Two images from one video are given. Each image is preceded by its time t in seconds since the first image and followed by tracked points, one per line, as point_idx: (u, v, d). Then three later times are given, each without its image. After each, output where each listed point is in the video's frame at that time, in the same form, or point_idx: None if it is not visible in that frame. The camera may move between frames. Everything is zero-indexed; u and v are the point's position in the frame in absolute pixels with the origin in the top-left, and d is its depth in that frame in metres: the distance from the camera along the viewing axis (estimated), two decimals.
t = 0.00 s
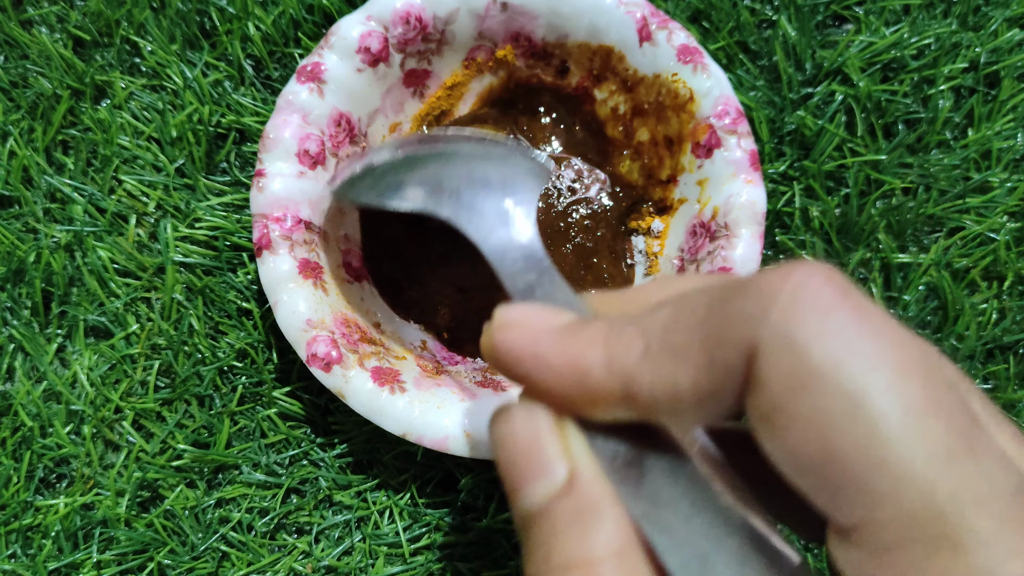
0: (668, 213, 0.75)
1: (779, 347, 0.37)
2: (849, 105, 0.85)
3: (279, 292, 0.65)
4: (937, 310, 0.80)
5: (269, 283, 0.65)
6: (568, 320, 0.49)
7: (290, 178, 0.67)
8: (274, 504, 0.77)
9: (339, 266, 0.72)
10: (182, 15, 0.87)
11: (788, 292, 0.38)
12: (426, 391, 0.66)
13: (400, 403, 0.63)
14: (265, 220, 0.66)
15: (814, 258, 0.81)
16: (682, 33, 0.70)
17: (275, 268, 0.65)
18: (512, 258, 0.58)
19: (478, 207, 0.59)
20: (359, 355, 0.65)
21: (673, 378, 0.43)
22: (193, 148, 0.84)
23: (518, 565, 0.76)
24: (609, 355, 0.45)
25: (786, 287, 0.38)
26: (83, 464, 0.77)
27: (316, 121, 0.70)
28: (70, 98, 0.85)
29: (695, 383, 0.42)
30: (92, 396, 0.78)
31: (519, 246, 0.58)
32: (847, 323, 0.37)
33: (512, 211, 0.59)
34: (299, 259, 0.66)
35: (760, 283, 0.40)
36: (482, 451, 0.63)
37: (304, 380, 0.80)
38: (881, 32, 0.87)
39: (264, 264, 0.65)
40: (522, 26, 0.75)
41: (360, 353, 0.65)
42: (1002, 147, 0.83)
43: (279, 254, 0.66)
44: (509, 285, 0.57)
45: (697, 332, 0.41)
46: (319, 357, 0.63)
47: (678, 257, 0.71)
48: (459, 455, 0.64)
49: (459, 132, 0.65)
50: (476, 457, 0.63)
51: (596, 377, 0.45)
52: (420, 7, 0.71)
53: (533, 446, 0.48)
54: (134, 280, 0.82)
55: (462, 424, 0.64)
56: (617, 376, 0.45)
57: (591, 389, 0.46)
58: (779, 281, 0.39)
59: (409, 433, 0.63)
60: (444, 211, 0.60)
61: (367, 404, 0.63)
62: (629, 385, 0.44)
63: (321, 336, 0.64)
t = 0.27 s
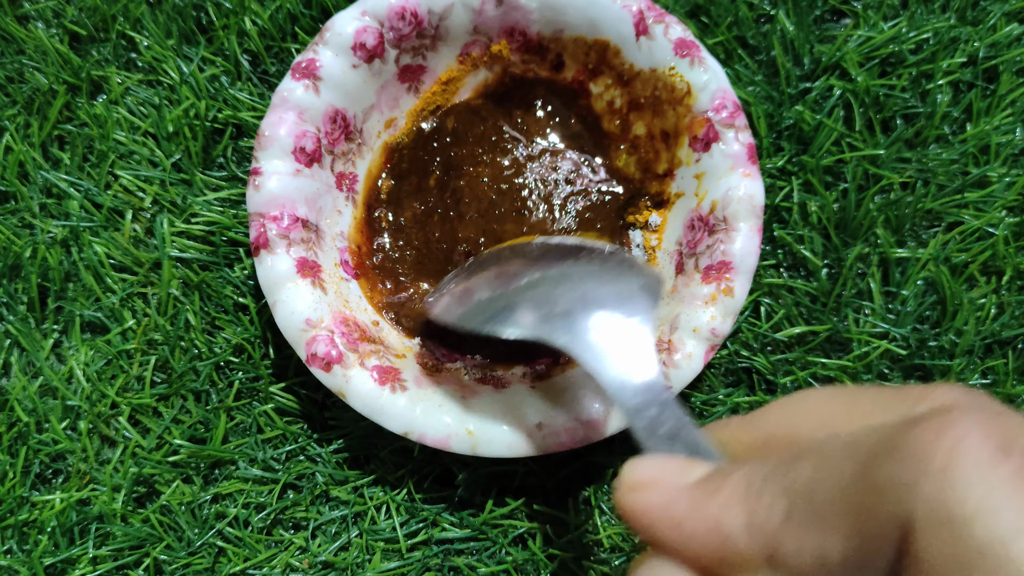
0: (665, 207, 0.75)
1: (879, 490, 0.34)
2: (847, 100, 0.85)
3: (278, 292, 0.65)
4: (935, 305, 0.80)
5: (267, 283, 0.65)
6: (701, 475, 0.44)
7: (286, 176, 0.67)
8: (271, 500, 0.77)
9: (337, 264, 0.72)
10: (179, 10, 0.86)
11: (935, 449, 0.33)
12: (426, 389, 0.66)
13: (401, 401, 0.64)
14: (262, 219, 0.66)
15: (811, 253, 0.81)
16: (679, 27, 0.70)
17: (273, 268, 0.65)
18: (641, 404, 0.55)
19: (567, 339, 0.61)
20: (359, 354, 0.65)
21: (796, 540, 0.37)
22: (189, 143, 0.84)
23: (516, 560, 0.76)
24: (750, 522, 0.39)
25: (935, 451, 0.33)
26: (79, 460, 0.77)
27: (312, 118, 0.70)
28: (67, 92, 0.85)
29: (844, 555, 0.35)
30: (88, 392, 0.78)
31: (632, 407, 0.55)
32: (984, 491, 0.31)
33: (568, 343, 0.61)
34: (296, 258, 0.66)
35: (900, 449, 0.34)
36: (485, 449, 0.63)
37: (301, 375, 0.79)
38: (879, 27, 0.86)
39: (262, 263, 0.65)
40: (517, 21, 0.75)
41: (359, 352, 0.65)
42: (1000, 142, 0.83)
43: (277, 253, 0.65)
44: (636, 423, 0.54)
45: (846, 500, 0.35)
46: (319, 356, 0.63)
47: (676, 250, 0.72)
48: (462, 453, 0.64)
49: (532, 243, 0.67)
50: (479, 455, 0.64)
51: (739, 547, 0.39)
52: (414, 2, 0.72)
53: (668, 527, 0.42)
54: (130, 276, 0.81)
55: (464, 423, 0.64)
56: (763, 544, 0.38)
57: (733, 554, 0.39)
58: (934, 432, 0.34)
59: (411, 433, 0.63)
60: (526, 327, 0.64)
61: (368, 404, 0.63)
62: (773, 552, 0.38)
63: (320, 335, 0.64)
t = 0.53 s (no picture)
0: (666, 203, 0.74)
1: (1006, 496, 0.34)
2: (848, 97, 0.85)
3: (278, 288, 0.65)
4: (936, 302, 0.80)
5: (267, 279, 0.65)
6: (784, 458, 0.41)
7: (287, 173, 0.67)
8: (271, 497, 0.77)
9: (336, 261, 0.71)
10: (179, 7, 0.86)
11: None
12: (427, 385, 0.65)
13: (401, 397, 0.63)
14: (262, 216, 0.66)
15: (812, 249, 0.81)
16: (679, 24, 0.70)
17: (273, 264, 0.65)
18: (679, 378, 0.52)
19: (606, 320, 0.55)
20: (359, 350, 0.65)
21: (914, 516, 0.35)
22: (189, 139, 0.84)
23: (516, 557, 0.75)
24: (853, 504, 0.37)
25: None
26: (78, 457, 0.77)
27: (312, 114, 0.69)
28: (66, 89, 0.85)
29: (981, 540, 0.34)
30: (88, 389, 0.78)
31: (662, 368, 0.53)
32: None
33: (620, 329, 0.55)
34: (296, 255, 0.66)
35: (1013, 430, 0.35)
36: (485, 444, 0.63)
37: (301, 372, 0.79)
38: (880, 23, 0.86)
39: (262, 259, 0.65)
40: (518, 18, 0.75)
41: (360, 348, 0.65)
42: (1001, 138, 0.83)
43: (277, 249, 0.65)
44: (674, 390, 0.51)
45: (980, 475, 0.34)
46: (319, 353, 0.63)
47: (676, 246, 0.71)
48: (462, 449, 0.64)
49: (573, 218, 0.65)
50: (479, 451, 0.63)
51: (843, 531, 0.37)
52: None
53: (752, 511, 0.39)
54: (130, 273, 0.81)
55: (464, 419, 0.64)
56: (870, 527, 0.36)
57: (837, 541, 0.37)
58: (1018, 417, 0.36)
59: (411, 428, 0.63)
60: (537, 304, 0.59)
61: (367, 400, 0.63)
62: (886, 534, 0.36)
63: (320, 331, 0.64)
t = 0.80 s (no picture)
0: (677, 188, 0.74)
1: None
2: (854, 98, 0.85)
3: (301, 303, 0.65)
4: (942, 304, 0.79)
5: (290, 295, 0.65)
6: (871, 296, 0.43)
7: (300, 187, 0.67)
8: (276, 498, 0.77)
9: (356, 271, 0.72)
10: (184, 9, 0.86)
11: None
12: (460, 387, 0.66)
13: (436, 401, 0.64)
14: (279, 233, 0.66)
15: (818, 251, 0.81)
16: (677, 7, 0.69)
17: (294, 280, 0.65)
18: (781, 254, 0.52)
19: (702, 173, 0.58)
20: (389, 359, 0.66)
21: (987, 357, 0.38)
22: (194, 141, 0.84)
23: (522, 558, 0.75)
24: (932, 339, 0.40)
25: None
26: (84, 458, 0.77)
27: (319, 127, 0.69)
28: (72, 91, 0.85)
29: None
30: (94, 390, 0.78)
31: (760, 217, 0.55)
32: None
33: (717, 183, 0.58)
34: (317, 269, 0.66)
35: None
36: (522, 441, 0.63)
37: (307, 373, 0.80)
38: (886, 24, 0.86)
39: (283, 276, 0.65)
40: (514, 14, 0.75)
41: (389, 357, 0.66)
42: (1008, 140, 0.83)
43: (297, 265, 0.65)
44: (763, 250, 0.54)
45: None
46: (350, 364, 0.63)
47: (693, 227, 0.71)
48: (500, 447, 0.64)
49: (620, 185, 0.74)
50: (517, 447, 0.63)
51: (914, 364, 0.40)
52: (411, 3, 0.71)
53: (838, 337, 0.42)
54: (135, 274, 0.81)
55: (500, 417, 0.64)
56: (949, 356, 0.39)
57: (912, 365, 0.40)
58: None
59: (448, 431, 0.63)
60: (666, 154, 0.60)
61: (403, 406, 0.64)
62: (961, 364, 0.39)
63: (348, 343, 0.64)
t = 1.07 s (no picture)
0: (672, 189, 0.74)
1: (974, 315, 0.45)
2: (849, 98, 0.85)
3: (296, 302, 0.65)
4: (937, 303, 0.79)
5: (284, 294, 0.65)
6: (797, 292, 0.49)
7: (295, 187, 0.67)
8: (272, 497, 0.77)
9: (350, 270, 0.72)
10: (181, 9, 0.87)
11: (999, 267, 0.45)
12: (453, 387, 0.66)
13: (429, 401, 0.64)
14: (275, 232, 0.66)
15: (813, 251, 0.81)
16: (674, 10, 0.70)
17: (289, 279, 0.65)
18: (708, 250, 0.58)
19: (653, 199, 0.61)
20: (383, 358, 0.66)
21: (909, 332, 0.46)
22: (191, 141, 0.84)
23: (517, 558, 0.75)
24: (858, 322, 0.47)
25: (999, 265, 0.45)
26: (80, 458, 0.77)
27: (315, 127, 0.70)
28: (69, 91, 0.85)
29: (957, 342, 0.46)
30: (90, 390, 0.78)
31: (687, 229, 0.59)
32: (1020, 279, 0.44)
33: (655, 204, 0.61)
34: (312, 268, 0.66)
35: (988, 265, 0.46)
36: (516, 442, 0.63)
37: (303, 372, 0.80)
38: (882, 24, 0.86)
39: (278, 275, 0.65)
40: (512, 17, 0.75)
41: (383, 357, 0.66)
42: (1003, 139, 0.83)
43: (292, 264, 0.66)
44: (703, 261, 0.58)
45: (970, 296, 0.45)
46: (343, 364, 0.64)
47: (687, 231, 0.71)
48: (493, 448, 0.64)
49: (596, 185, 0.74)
50: (511, 448, 0.63)
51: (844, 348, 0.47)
52: (409, 4, 0.71)
53: (772, 325, 0.46)
54: (132, 274, 0.81)
55: (494, 417, 0.63)
56: (871, 336, 0.47)
57: (840, 347, 0.47)
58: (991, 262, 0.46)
59: (441, 432, 0.63)
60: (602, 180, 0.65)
61: (397, 407, 0.64)
62: (882, 342, 0.47)
63: (343, 343, 0.64)
